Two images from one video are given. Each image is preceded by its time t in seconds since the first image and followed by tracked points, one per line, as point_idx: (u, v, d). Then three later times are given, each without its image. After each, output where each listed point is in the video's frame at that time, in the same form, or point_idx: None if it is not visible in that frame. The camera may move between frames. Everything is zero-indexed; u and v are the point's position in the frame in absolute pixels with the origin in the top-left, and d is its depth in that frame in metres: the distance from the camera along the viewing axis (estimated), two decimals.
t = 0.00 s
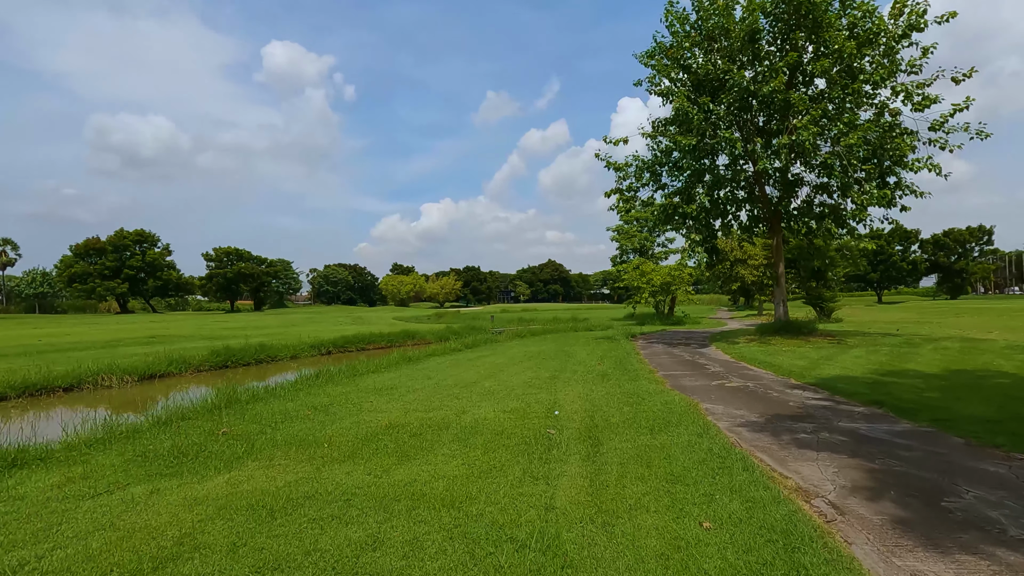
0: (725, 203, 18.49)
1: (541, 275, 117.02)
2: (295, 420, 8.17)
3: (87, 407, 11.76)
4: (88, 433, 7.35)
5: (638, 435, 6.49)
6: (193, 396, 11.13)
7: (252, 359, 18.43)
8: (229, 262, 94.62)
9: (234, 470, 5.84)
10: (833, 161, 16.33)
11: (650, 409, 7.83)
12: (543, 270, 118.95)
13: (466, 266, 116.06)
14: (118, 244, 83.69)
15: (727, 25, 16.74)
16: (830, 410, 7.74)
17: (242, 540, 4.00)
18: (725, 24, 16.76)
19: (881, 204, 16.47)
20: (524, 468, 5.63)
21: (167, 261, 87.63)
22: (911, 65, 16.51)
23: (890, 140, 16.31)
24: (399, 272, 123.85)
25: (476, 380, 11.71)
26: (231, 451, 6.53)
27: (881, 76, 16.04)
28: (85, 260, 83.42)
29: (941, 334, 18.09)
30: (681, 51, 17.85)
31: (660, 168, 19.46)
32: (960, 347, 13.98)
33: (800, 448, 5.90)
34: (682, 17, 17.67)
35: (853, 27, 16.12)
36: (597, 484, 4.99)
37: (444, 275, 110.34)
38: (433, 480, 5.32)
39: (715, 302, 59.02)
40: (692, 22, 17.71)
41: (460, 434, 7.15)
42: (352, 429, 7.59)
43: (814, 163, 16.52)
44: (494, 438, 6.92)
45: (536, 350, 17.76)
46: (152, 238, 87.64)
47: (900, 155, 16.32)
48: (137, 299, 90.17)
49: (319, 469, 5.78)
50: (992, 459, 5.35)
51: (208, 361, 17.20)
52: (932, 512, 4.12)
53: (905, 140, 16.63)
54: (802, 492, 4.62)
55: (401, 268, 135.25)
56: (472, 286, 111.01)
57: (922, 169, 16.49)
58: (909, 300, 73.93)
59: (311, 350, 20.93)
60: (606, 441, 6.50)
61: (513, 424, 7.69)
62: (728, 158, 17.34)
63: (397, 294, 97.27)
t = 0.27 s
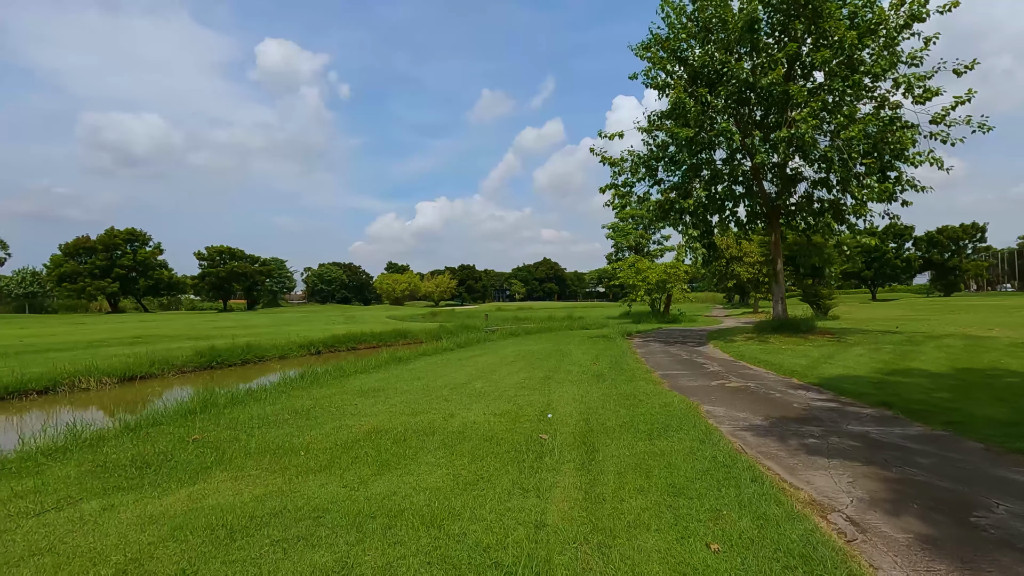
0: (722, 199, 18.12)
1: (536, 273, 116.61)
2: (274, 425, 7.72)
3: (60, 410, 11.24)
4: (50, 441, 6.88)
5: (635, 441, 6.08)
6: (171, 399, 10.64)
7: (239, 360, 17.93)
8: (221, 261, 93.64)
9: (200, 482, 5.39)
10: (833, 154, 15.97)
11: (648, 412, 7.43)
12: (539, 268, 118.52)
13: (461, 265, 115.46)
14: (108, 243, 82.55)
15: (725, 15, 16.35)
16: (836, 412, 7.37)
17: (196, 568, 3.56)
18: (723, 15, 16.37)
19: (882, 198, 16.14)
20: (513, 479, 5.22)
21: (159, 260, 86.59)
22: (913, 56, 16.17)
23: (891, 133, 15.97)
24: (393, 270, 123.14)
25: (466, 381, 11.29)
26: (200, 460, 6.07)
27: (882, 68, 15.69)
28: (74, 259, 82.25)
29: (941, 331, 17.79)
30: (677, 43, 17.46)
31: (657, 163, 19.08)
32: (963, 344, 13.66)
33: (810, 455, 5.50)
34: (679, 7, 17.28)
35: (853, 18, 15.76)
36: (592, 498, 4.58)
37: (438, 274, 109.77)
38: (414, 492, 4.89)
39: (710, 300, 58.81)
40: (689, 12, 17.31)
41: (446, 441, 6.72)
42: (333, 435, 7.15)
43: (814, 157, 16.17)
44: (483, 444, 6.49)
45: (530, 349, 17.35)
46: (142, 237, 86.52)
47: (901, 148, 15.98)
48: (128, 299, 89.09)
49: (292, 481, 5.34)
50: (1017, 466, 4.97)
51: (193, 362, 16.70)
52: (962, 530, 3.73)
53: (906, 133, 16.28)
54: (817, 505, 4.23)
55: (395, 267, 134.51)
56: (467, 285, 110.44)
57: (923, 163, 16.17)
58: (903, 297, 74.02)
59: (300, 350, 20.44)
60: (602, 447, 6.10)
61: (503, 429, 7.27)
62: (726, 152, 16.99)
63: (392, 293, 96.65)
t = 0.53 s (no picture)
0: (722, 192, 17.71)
1: (533, 271, 116.12)
2: (252, 427, 7.26)
3: (33, 411, 10.73)
4: (8, 444, 6.41)
5: (635, 444, 5.64)
6: (148, 399, 10.15)
7: (226, 358, 17.44)
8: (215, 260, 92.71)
9: (161, 491, 4.92)
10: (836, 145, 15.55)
11: (648, 411, 7.00)
12: (535, 266, 117.99)
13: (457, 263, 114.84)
14: (100, 241, 81.51)
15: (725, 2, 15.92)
16: (849, 411, 6.94)
17: None
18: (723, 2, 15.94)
19: (886, 190, 15.73)
20: (503, 486, 4.77)
21: (152, 259, 85.67)
22: (916, 46, 15.78)
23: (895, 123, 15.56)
24: (389, 269, 122.45)
25: (458, 379, 10.83)
26: (166, 466, 5.60)
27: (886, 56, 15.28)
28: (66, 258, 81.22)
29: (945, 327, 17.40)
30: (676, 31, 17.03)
31: (655, 155, 18.64)
32: (971, 340, 13.26)
33: (826, 457, 5.07)
34: None
35: (856, 5, 15.35)
36: (590, 509, 4.14)
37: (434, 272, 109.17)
38: (394, 502, 4.43)
39: (707, 297, 58.48)
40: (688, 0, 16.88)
41: (434, 443, 6.27)
42: (313, 437, 6.69)
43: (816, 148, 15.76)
44: (472, 447, 6.06)
45: (525, 346, 16.90)
46: (135, 235, 85.47)
47: (906, 139, 15.57)
48: (121, 298, 88.14)
49: (262, 488, 4.88)
50: None
51: (178, 360, 16.20)
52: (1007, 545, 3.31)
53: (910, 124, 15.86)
54: (840, 516, 3.80)
55: (391, 265, 133.80)
56: (463, 283, 109.84)
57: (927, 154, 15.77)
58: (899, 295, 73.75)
59: (290, 348, 19.92)
60: (601, 450, 5.66)
61: (495, 430, 6.82)
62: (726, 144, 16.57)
63: (387, 291, 96.00)
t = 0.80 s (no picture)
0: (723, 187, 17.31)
1: (530, 269, 115.65)
2: (228, 434, 6.83)
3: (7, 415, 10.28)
4: None
5: (636, 453, 5.24)
6: (127, 402, 9.71)
7: (215, 358, 17.00)
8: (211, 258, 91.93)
9: (116, 509, 4.48)
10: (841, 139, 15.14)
11: (648, 416, 6.60)
12: (533, 264, 117.51)
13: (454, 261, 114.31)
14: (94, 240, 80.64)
15: None
16: (861, 416, 6.55)
17: None
18: None
19: (891, 185, 15.35)
20: (492, 503, 4.35)
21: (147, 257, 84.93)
22: (922, 37, 15.39)
23: (900, 116, 15.17)
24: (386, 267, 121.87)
25: (451, 381, 10.42)
26: (129, 479, 5.16)
27: (891, 47, 14.87)
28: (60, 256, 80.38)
29: (951, 325, 17.02)
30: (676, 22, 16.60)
31: (654, 150, 18.23)
32: (980, 339, 12.88)
33: (843, 469, 4.67)
34: None
35: None
36: (587, 530, 3.74)
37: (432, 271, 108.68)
38: (370, 522, 4.01)
39: (706, 295, 58.13)
40: None
41: (420, 451, 5.86)
42: (292, 445, 6.27)
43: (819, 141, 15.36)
44: (461, 456, 5.65)
45: (521, 346, 16.50)
46: (129, 233, 84.53)
47: (911, 132, 15.17)
48: (115, 296, 87.40)
49: (228, 505, 4.45)
50: None
51: (165, 360, 15.76)
52: None
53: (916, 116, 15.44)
54: (866, 540, 3.41)
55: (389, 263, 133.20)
56: (461, 281, 109.35)
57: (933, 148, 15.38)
58: (898, 292, 73.46)
59: (281, 348, 19.46)
60: (598, 460, 5.25)
61: (487, 437, 6.41)
62: (727, 137, 16.18)
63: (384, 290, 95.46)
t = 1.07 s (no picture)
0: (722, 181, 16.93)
1: (528, 268, 115.25)
2: (200, 436, 6.43)
3: None
4: None
5: (631, 458, 4.86)
6: (102, 403, 9.29)
7: (201, 357, 16.55)
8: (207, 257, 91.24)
9: (63, 522, 4.07)
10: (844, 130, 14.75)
11: (646, 417, 6.22)
12: (531, 262, 117.10)
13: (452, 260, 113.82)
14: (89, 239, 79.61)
15: None
16: (871, 416, 6.17)
17: None
18: None
19: (895, 178, 14.96)
20: (474, 514, 3.96)
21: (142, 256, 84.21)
22: (927, 26, 15.00)
23: (904, 108, 14.79)
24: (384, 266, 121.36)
25: (441, 380, 10.04)
26: (83, 487, 4.75)
27: (895, 36, 14.49)
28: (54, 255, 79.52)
29: (955, 322, 16.68)
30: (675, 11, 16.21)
31: (652, 144, 17.83)
32: (987, 335, 12.53)
33: (856, 476, 4.29)
34: None
35: None
36: (576, 545, 3.36)
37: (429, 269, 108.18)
38: (338, 537, 3.62)
39: (704, 293, 57.81)
40: None
41: (402, 455, 5.48)
42: (266, 448, 5.87)
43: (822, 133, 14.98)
44: (445, 461, 5.26)
45: (516, 344, 16.12)
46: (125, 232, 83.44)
47: (916, 124, 14.78)
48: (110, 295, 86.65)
49: (183, 518, 4.03)
50: None
51: (149, 359, 15.32)
52: None
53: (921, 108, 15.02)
54: (888, 557, 3.03)
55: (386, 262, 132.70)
56: (458, 280, 108.88)
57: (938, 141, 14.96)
58: (896, 290, 73.08)
59: (271, 346, 19.02)
60: (591, 464, 4.87)
61: (474, 439, 6.02)
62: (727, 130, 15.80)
63: (381, 288, 95.00)
